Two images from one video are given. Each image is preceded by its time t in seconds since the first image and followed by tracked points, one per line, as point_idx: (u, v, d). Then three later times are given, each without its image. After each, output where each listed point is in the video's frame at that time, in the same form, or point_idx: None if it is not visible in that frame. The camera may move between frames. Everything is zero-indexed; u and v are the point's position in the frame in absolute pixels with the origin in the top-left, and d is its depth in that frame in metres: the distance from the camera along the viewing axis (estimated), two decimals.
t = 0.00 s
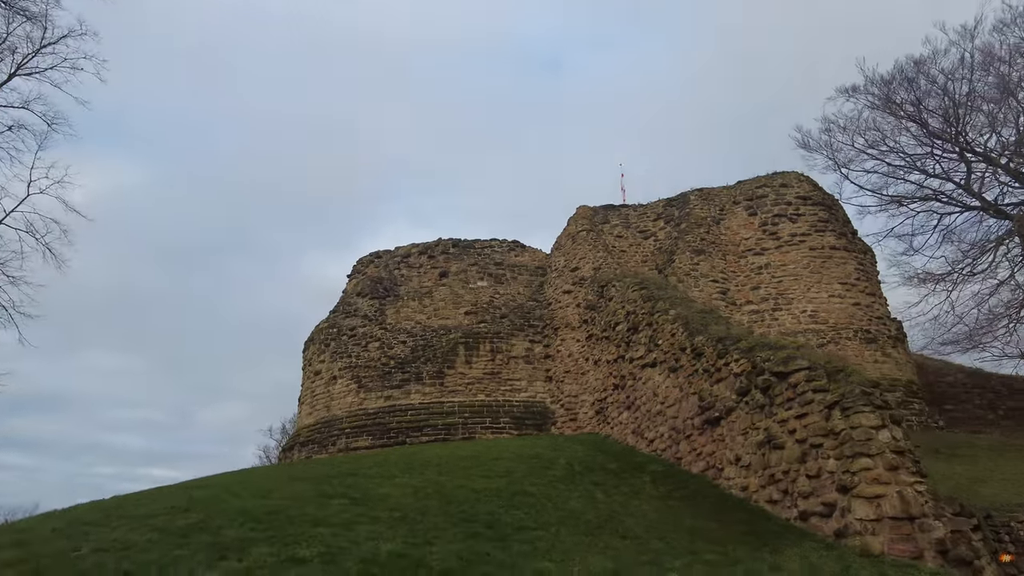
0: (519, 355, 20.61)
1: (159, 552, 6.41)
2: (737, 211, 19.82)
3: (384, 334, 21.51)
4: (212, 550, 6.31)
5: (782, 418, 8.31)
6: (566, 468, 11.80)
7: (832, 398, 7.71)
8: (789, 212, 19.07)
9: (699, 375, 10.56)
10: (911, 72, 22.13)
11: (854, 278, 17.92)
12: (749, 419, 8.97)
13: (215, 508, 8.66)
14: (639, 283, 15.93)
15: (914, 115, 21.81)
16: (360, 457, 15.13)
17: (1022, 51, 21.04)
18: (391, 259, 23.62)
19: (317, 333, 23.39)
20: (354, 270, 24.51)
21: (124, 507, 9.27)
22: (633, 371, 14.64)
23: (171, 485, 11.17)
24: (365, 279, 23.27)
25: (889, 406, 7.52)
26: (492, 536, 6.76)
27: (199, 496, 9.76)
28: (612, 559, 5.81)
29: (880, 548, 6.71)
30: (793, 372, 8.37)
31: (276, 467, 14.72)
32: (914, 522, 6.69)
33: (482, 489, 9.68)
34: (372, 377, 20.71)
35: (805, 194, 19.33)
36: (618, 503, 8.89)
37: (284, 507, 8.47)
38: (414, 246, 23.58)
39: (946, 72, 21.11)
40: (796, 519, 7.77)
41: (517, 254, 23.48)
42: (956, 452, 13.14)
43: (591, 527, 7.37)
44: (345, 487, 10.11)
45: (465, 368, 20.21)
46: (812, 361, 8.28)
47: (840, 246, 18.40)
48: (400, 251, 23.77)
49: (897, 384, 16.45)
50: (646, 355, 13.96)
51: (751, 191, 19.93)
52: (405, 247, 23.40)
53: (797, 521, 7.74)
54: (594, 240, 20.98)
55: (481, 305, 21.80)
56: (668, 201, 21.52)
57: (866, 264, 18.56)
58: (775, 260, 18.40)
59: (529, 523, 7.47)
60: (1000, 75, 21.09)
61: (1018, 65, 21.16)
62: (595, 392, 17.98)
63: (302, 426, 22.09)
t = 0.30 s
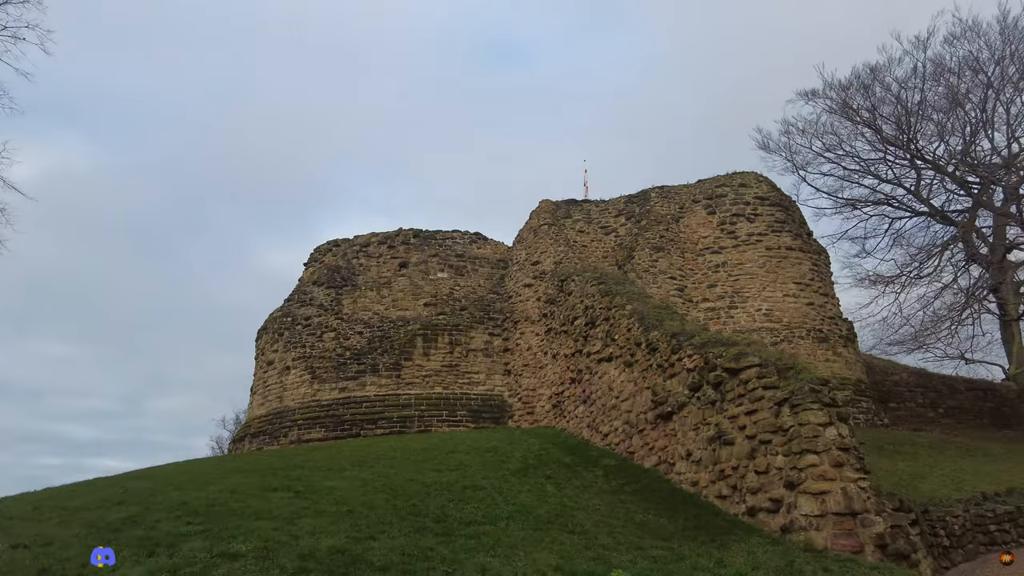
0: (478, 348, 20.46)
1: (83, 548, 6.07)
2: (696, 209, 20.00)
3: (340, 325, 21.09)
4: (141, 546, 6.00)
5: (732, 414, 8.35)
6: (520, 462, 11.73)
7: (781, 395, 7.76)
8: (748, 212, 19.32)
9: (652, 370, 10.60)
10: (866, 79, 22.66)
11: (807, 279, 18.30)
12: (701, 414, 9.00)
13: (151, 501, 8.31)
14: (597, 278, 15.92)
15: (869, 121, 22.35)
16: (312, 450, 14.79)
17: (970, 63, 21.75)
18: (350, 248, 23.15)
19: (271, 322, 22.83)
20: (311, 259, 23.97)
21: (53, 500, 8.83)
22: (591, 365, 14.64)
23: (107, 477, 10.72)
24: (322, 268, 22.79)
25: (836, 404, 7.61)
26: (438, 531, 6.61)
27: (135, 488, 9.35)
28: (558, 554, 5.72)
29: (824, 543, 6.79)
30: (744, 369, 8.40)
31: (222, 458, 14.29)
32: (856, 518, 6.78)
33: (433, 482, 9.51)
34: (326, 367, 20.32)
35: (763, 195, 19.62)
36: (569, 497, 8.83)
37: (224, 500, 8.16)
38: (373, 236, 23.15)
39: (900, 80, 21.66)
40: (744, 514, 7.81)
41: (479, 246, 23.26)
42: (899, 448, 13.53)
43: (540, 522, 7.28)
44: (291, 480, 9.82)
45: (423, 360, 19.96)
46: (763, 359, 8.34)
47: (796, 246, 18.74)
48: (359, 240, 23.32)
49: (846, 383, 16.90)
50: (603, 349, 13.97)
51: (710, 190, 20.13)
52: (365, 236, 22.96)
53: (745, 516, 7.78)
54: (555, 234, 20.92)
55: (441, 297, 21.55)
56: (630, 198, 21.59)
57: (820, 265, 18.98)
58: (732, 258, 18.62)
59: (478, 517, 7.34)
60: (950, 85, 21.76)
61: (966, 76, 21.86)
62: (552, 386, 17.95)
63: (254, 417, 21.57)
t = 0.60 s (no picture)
0: (443, 324, 20.29)
1: (18, 522, 5.81)
2: (664, 190, 20.03)
3: (302, 299, 20.69)
4: (81, 520, 5.76)
5: (691, 391, 8.40)
6: (482, 437, 11.70)
7: (740, 372, 7.82)
8: (714, 194, 19.42)
9: (614, 347, 10.72)
10: (834, 65, 22.85)
11: (770, 262, 18.56)
12: (661, 391, 9.04)
13: (97, 473, 8.03)
14: (563, 256, 15.86)
15: (836, 108, 22.61)
16: (270, 424, 14.55)
17: (934, 53, 22.10)
18: (314, 221, 22.63)
19: (231, 294, 22.30)
20: (274, 231, 23.40)
21: None
22: (555, 343, 14.64)
23: (53, 449, 10.36)
24: (285, 241, 22.27)
25: (793, 382, 7.69)
26: (393, 505, 6.51)
27: (81, 461, 9.05)
28: (514, 528, 5.66)
29: (777, 519, 6.90)
30: (704, 346, 8.44)
31: (178, 432, 13.96)
32: (808, 494, 6.89)
33: (392, 456, 9.41)
34: (287, 342, 19.96)
35: (729, 177, 19.75)
36: (528, 472, 8.82)
37: (174, 473, 7.93)
38: (338, 208, 22.66)
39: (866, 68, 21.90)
40: (700, 490, 7.89)
41: (446, 221, 22.98)
42: (852, 428, 13.89)
43: (498, 496, 7.24)
44: (246, 453, 9.62)
45: (387, 336, 19.73)
46: (723, 337, 8.38)
47: (760, 230, 18.95)
48: (324, 212, 22.82)
49: (804, 364, 17.27)
50: (567, 327, 13.96)
51: (678, 171, 20.16)
52: (329, 209, 22.47)
53: (701, 492, 7.86)
54: (523, 211, 20.74)
55: (406, 272, 21.26)
56: (599, 177, 21.52)
57: (782, 249, 19.25)
58: (698, 240, 18.75)
59: (435, 492, 7.26)
60: (914, 74, 22.10)
61: (930, 66, 22.21)
62: (517, 363, 17.93)
63: (213, 391, 21.15)
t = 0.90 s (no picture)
0: (412, 306, 20.00)
1: None
2: (637, 174, 19.92)
3: (267, 277, 20.19)
4: (15, 501, 5.42)
5: (659, 374, 8.33)
6: (448, 419, 11.54)
7: (708, 356, 7.75)
8: (686, 179, 19.38)
9: (584, 329, 10.89)
10: (808, 54, 22.90)
11: (740, 248, 18.64)
12: (629, 374, 8.96)
13: (41, 453, 7.66)
14: (535, 238, 15.68)
15: (809, 96, 22.70)
16: (232, 404, 14.17)
17: (907, 44, 22.25)
18: (280, 197, 22.06)
19: (194, 271, 21.67)
20: (239, 206, 22.77)
21: None
22: (525, 325, 14.54)
23: None
24: (250, 217, 21.68)
25: (760, 366, 7.66)
26: (351, 488, 6.29)
27: (26, 440, 8.64)
28: (475, 512, 5.50)
29: (742, 503, 6.85)
30: (673, 329, 8.36)
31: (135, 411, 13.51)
32: (774, 479, 6.88)
33: (354, 438, 9.19)
34: (251, 321, 19.48)
35: (702, 163, 19.73)
36: (493, 454, 8.69)
37: (123, 453, 7.60)
38: (306, 185, 22.10)
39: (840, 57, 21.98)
40: (666, 474, 7.84)
41: (417, 201, 22.60)
42: (816, 413, 14.07)
43: (461, 479, 7.07)
44: (203, 433, 9.30)
45: (354, 316, 19.37)
46: (691, 320, 8.31)
47: (731, 216, 19.00)
48: (291, 189, 22.24)
49: (771, 350, 17.43)
50: (537, 309, 13.84)
51: (652, 155, 20.05)
52: (297, 185, 21.90)
53: (667, 476, 7.81)
54: (495, 192, 20.44)
55: (375, 252, 20.86)
56: (573, 159, 21.32)
57: (752, 235, 19.36)
58: (669, 225, 18.71)
59: (396, 474, 7.06)
60: (885, 65, 22.26)
61: (901, 57, 22.38)
62: (487, 345, 17.78)
63: (174, 369, 20.62)
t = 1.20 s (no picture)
0: (381, 294, 19.70)
1: None
2: (609, 166, 19.87)
3: (231, 263, 19.69)
4: None
5: (625, 365, 8.26)
6: (413, 409, 11.37)
7: (674, 347, 7.70)
8: (658, 172, 19.40)
9: (553, 320, 10.88)
10: (780, 50, 23.06)
11: (709, 242, 18.76)
12: (596, 364, 8.88)
13: None
14: (505, 227, 15.52)
15: (780, 92, 22.88)
16: (191, 393, 13.78)
17: (875, 43, 22.54)
18: (246, 181, 21.52)
19: (155, 256, 21.05)
20: (203, 190, 22.16)
21: None
22: (494, 316, 14.42)
23: None
24: (215, 201, 21.11)
25: (726, 358, 7.62)
26: (307, 480, 6.09)
27: None
28: (435, 505, 5.36)
29: (706, 496, 6.81)
30: (640, 320, 8.29)
31: (90, 399, 13.05)
32: (738, 471, 6.84)
33: (315, 429, 8.97)
34: (214, 307, 19.00)
35: (674, 156, 19.77)
36: (458, 445, 8.54)
37: (69, 442, 7.27)
38: (273, 169, 21.59)
39: (811, 54, 22.18)
40: (631, 465, 7.77)
41: (387, 188, 22.26)
42: (780, 406, 14.22)
43: (423, 470, 6.91)
44: (157, 422, 8.98)
45: (320, 304, 19.01)
46: (659, 311, 8.25)
47: (701, 210, 19.09)
48: (257, 173, 21.70)
49: (738, 343, 17.58)
50: (506, 299, 13.73)
51: (624, 147, 20.01)
52: (263, 169, 21.38)
53: (632, 467, 7.74)
54: (467, 180, 20.20)
55: (343, 239, 20.48)
56: (545, 149, 21.20)
57: (721, 229, 19.49)
58: (640, 218, 18.72)
59: (356, 465, 6.88)
60: (854, 64, 22.53)
61: (869, 56, 22.67)
62: (456, 335, 17.60)
63: (134, 357, 20.04)
